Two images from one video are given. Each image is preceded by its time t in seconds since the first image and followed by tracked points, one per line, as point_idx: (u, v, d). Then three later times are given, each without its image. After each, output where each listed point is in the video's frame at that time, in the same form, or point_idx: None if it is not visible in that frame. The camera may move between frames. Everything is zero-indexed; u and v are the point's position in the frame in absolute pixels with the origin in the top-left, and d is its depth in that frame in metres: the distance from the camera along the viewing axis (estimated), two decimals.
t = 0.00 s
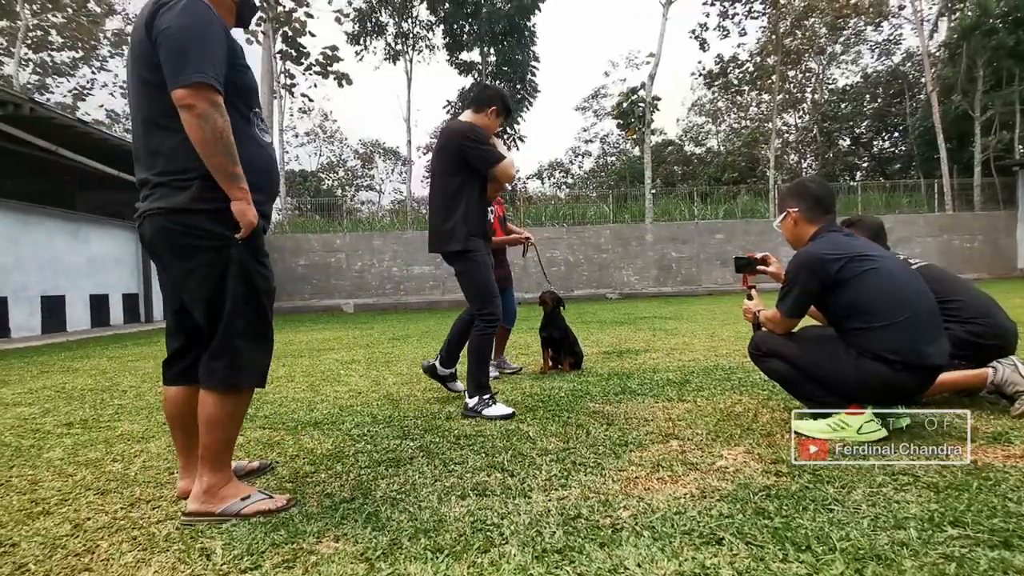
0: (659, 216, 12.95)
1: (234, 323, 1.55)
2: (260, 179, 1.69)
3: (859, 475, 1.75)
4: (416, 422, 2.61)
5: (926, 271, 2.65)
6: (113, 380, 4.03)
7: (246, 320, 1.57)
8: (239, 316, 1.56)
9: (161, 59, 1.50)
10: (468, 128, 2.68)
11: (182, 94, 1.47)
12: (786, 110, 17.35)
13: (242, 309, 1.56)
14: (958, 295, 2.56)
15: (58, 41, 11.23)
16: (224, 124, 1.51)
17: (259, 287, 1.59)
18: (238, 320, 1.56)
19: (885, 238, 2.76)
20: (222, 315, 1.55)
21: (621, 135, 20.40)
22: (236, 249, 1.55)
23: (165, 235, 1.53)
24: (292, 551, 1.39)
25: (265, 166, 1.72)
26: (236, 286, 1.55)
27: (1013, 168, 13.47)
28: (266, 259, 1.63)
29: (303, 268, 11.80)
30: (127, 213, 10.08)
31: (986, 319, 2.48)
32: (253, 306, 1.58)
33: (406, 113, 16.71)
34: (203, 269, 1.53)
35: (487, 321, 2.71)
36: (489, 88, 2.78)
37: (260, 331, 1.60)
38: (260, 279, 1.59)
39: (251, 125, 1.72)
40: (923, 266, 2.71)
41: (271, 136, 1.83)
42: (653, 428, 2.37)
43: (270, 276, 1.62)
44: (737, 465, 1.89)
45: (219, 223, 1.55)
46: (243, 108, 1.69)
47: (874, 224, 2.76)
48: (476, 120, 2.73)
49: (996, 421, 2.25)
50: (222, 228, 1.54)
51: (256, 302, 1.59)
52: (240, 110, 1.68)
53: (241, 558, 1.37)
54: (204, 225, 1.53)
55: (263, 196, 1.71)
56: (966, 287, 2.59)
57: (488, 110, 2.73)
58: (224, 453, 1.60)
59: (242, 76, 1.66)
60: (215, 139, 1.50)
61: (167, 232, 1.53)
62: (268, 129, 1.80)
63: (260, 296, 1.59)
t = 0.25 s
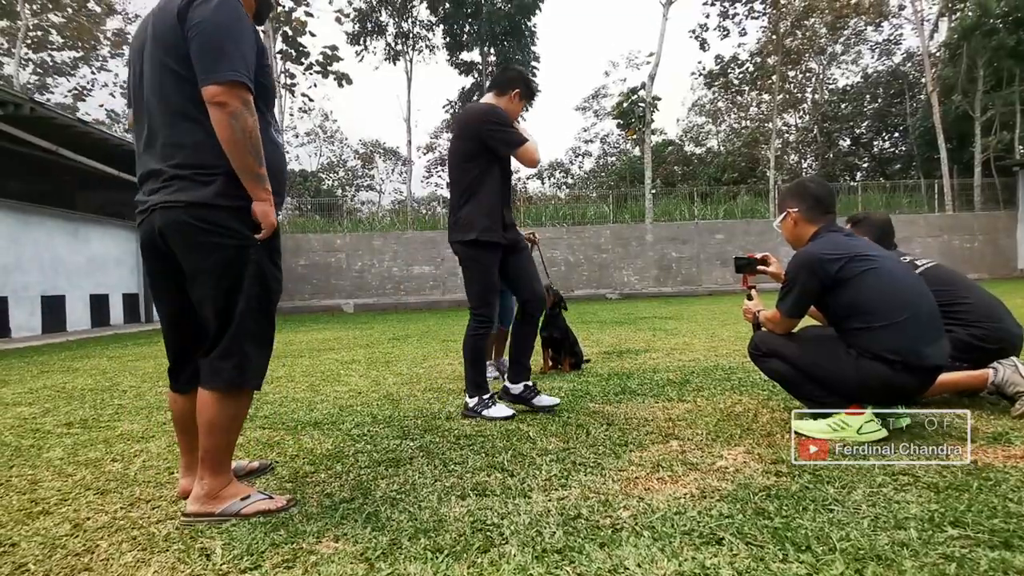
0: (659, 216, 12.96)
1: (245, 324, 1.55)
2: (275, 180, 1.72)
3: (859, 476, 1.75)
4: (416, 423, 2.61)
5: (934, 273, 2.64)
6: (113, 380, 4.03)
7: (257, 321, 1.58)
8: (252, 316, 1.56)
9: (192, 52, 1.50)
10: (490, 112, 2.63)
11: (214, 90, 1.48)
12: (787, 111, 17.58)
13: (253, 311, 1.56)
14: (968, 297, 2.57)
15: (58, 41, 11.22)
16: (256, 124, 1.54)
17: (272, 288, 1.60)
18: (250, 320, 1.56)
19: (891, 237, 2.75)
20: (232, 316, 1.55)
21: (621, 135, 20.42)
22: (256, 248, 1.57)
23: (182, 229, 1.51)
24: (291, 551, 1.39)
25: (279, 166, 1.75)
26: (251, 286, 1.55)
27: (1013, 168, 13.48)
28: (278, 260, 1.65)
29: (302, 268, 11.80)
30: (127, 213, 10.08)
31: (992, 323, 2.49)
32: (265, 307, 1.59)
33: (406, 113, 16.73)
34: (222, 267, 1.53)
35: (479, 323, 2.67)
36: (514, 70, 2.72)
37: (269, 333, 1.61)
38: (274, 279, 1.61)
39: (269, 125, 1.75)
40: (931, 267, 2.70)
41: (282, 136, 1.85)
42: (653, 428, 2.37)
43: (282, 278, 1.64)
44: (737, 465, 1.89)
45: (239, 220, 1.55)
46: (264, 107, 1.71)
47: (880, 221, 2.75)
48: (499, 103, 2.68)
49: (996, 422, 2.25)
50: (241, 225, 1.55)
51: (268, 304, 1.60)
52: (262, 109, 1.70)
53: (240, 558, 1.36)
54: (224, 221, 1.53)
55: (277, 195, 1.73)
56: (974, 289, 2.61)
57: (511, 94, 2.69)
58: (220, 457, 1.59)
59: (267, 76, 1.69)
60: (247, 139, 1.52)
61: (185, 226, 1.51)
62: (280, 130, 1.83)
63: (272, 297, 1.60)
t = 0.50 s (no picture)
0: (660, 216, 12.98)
1: (254, 322, 1.55)
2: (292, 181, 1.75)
3: (859, 477, 1.75)
4: (416, 423, 2.61)
5: (954, 272, 2.61)
6: (112, 378, 4.03)
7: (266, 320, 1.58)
8: (261, 315, 1.57)
9: (233, 50, 1.52)
10: (525, 103, 2.42)
11: (260, 89, 1.50)
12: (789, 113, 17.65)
13: (261, 312, 1.56)
14: (986, 299, 2.55)
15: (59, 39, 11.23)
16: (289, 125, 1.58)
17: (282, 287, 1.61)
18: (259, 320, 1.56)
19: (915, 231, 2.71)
20: (241, 314, 1.55)
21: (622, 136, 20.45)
22: (272, 248, 1.58)
23: (196, 227, 1.51)
24: (290, 551, 1.39)
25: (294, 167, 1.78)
26: (263, 286, 1.56)
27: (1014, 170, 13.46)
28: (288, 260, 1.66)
29: (303, 267, 11.81)
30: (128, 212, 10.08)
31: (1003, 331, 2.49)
32: (274, 306, 1.60)
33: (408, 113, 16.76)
34: (236, 265, 1.53)
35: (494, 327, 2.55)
36: (554, 60, 2.51)
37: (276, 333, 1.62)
38: (286, 279, 1.62)
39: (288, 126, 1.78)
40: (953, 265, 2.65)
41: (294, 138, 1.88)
42: (653, 429, 2.37)
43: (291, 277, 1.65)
44: (737, 466, 1.88)
45: (255, 219, 1.56)
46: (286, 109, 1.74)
47: (903, 215, 2.72)
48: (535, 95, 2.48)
49: (999, 424, 2.25)
50: (258, 224, 1.56)
51: (277, 303, 1.60)
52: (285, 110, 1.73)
53: (238, 558, 1.36)
54: (239, 220, 1.53)
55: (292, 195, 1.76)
56: (994, 293, 2.59)
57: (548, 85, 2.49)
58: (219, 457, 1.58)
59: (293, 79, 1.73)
60: (280, 139, 1.55)
61: (199, 224, 1.51)
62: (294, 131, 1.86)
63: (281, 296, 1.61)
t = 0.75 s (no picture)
0: (660, 217, 12.99)
1: (265, 323, 1.55)
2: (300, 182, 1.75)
3: (858, 477, 1.75)
4: (415, 423, 2.61)
5: (965, 275, 2.59)
6: (112, 378, 4.04)
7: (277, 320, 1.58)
8: (272, 316, 1.57)
9: (242, 51, 1.52)
10: (566, 83, 2.31)
11: (269, 90, 1.51)
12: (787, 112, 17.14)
13: (271, 312, 1.56)
14: (992, 305, 2.55)
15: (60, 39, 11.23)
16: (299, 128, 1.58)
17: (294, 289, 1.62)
18: (270, 320, 1.56)
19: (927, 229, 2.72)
20: (252, 314, 1.55)
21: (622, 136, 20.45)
22: (284, 251, 1.58)
23: (209, 229, 1.51)
24: (290, 550, 1.39)
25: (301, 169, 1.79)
26: (275, 287, 1.56)
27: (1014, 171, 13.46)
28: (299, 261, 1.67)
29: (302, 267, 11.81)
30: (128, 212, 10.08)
31: (1007, 338, 2.48)
32: (285, 307, 1.60)
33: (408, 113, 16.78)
34: (249, 267, 1.53)
35: (556, 317, 2.25)
36: (588, 40, 2.41)
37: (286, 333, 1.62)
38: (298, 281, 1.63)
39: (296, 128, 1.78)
40: (964, 267, 2.64)
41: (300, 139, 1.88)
42: (653, 429, 2.37)
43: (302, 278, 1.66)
44: (737, 466, 1.89)
45: (267, 221, 1.56)
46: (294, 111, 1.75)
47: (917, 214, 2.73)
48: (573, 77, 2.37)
49: (998, 425, 2.26)
50: (270, 226, 1.56)
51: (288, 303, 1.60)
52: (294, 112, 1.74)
53: (238, 557, 1.36)
54: (251, 222, 1.53)
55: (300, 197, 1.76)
56: (1003, 300, 2.58)
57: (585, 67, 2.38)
58: (221, 457, 1.58)
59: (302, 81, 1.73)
60: (291, 141, 1.56)
61: (213, 228, 1.51)
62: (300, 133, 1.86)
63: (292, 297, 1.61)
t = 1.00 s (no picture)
0: (660, 216, 13.00)
1: (263, 321, 1.55)
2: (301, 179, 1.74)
3: (859, 477, 1.75)
4: (415, 423, 2.60)
5: (968, 276, 2.59)
6: (111, 378, 4.03)
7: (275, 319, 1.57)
8: (271, 315, 1.56)
9: (246, 48, 1.52)
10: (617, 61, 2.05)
11: (272, 87, 1.51)
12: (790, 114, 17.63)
13: (270, 312, 1.56)
14: (994, 306, 2.55)
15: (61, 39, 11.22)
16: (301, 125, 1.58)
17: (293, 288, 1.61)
18: (268, 319, 1.55)
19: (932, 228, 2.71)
20: (250, 312, 1.55)
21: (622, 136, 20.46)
22: (282, 250, 1.58)
23: (208, 229, 1.52)
24: (289, 550, 1.39)
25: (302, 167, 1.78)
26: (274, 286, 1.56)
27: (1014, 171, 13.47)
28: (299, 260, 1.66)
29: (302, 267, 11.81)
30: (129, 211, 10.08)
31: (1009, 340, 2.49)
32: (284, 306, 1.59)
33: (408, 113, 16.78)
34: (248, 266, 1.54)
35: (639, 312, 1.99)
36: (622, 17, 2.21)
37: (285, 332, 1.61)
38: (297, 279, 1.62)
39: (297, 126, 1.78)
40: (967, 268, 2.64)
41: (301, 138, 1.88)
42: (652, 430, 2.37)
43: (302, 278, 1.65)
44: (737, 467, 1.88)
45: (266, 221, 1.56)
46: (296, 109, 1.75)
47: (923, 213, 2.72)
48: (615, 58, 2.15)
49: (999, 425, 2.26)
50: (269, 225, 1.56)
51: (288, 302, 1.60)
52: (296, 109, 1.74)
53: (238, 557, 1.36)
54: (250, 221, 1.53)
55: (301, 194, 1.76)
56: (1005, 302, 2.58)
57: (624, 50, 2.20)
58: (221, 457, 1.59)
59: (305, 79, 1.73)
60: (294, 138, 1.56)
61: (211, 228, 1.52)
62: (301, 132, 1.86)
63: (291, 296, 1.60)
